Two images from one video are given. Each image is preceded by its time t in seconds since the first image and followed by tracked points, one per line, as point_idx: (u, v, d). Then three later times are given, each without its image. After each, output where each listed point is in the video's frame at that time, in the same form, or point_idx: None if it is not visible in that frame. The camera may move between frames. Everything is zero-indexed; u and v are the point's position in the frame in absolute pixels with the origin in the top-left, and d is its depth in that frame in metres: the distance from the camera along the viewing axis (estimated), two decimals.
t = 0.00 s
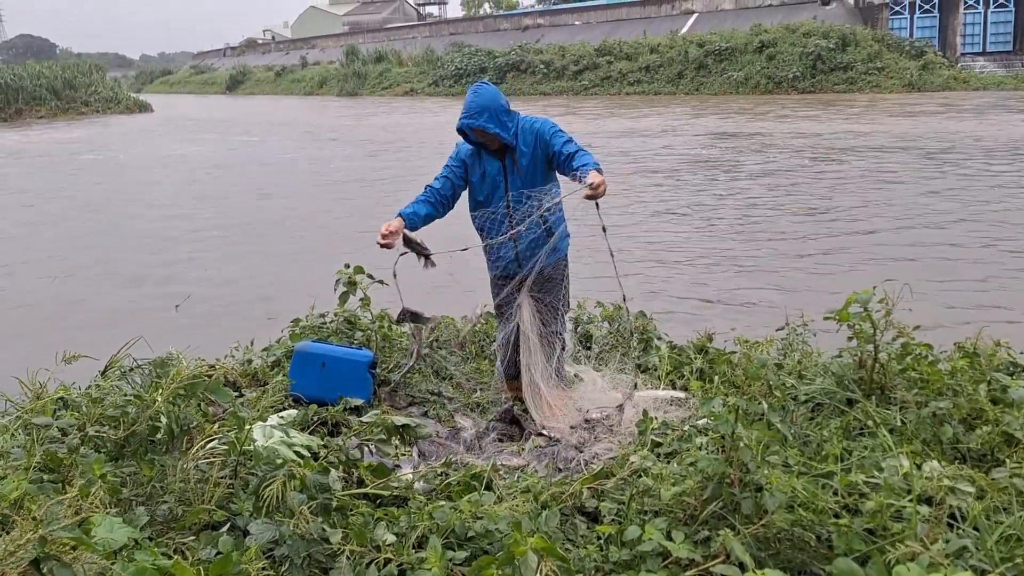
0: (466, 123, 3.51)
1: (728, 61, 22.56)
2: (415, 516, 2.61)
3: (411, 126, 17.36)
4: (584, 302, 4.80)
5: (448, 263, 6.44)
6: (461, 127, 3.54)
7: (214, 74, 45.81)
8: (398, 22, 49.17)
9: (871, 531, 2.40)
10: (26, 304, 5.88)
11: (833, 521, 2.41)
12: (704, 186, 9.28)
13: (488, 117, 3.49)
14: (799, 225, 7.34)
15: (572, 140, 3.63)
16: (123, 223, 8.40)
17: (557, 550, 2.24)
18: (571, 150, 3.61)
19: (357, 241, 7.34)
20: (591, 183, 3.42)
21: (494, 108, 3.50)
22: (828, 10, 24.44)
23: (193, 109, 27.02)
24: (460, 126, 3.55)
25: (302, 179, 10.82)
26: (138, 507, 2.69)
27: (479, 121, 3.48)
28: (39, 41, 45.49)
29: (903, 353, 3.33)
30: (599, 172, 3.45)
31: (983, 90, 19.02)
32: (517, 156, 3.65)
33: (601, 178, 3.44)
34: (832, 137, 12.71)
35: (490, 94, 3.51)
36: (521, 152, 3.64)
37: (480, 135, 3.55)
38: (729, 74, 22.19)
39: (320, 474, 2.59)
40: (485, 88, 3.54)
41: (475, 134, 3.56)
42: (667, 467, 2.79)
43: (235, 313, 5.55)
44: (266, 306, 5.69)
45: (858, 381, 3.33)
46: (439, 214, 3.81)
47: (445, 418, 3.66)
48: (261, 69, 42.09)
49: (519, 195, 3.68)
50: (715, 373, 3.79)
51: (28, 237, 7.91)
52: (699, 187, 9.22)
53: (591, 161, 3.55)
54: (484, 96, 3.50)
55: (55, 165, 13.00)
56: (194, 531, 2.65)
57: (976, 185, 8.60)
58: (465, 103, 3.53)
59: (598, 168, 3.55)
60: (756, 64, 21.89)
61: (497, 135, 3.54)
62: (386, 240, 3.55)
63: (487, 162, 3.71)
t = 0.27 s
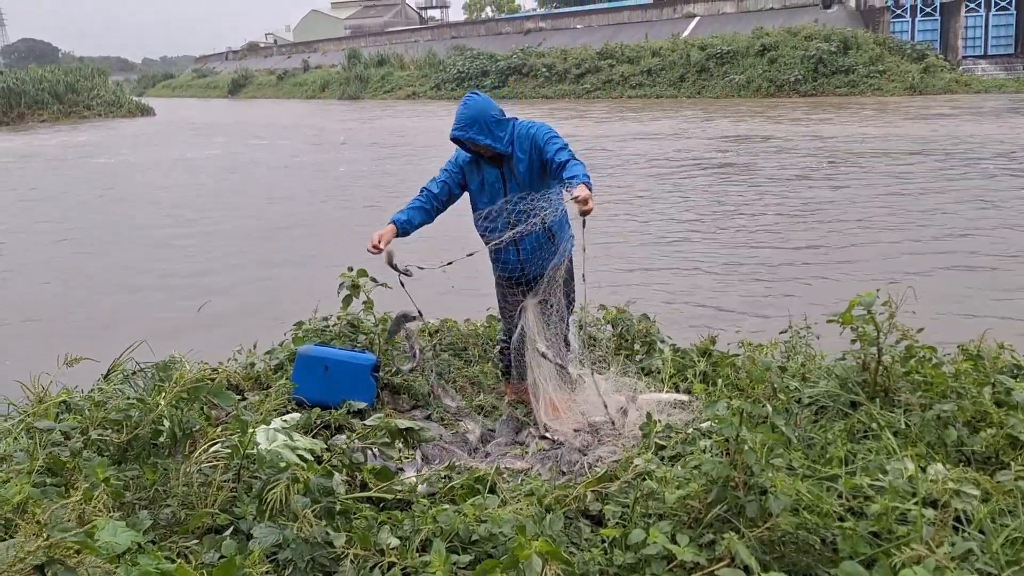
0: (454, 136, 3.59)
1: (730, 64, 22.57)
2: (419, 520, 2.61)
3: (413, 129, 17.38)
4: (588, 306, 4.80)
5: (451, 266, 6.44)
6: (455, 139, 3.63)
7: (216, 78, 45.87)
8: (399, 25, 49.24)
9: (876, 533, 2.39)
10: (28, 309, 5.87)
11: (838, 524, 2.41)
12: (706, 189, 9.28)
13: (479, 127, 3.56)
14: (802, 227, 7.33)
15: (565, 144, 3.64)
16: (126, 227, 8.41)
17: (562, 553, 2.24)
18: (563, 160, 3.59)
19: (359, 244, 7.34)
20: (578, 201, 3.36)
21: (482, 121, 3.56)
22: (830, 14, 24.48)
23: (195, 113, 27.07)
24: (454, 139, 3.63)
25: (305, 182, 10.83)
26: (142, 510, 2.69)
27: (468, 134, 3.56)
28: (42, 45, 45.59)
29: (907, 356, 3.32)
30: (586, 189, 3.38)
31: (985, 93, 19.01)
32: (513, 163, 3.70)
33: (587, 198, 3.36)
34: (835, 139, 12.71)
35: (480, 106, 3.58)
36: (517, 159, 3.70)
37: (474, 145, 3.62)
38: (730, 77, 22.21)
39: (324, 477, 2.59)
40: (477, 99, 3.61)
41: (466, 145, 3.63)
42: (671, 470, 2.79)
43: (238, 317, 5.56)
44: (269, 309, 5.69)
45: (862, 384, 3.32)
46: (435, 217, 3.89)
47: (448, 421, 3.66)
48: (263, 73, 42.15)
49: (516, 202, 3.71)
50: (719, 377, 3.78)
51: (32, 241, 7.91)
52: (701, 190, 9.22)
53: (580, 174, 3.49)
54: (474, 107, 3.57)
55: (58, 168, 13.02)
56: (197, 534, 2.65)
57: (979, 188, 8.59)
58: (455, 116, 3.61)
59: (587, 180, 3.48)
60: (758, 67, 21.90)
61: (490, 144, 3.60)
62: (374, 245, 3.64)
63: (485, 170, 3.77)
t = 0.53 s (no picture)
0: (456, 135, 3.59)
1: (732, 68, 22.59)
2: (424, 521, 2.60)
3: (416, 133, 17.40)
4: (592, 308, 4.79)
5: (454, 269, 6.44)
6: (456, 139, 3.62)
7: (218, 82, 45.90)
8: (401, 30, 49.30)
9: (883, 535, 2.38)
10: (31, 312, 5.86)
11: (845, 526, 2.40)
12: (710, 192, 9.27)
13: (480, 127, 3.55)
14: (806, 230, 7.32)
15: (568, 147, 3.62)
16: (129, 230, 8.40)
17: (568, 555, 2.23)
18: (565, 163, 3.58)
19: (363, 248, 7.34)
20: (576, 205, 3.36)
21: (484, 120, 3.55)
22: (832, 17, 24.52)
23: (198, 117, 27.08)
24: (455, 139, 3.62)
25: (308, 186, 10.83)
26: (145, 513, 2.68)
27: (468, 133, 3.55)
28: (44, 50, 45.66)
29: (912, 357, 3.31)
30: (586, 195, 3.38)
31: (988, 97, 19.01)
32: (515, 165, 3.68)
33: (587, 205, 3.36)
34: (838, 142, 12.70)
35: (483, 105, 3.57)
36: (519, 162, 3.67)
37: (475, 145, 3.61)
38: (733, 81, 22.22)
39: (328, 479, 2.59)
40: (481, 98, 3.60)
41: (468, 145, 3.62)
42: (677, 472, 2.78)
43: (240, 319, 5.55)
44: (272, 312, 5.68)
45: (867, 386, 3.32)
46: (441, 223, 3.92)
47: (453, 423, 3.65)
48: (265, 77, 42.19)
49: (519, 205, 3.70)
50: (724, 379, 3.77)
51: (35, 245, 7.91)
52: (705, 193, 9.21)
53: (584, 177, 3.50)
54: (476, 106, 3.56)
55: (61, 172, 13.02)
56: (201, 537, 2.63)
57: (983, 190, 8.58)
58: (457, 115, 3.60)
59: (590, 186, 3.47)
60: (760, 71, 21.91)
61: (491, 145, 3.57)
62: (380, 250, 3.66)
63: (488, 172, 3.76)
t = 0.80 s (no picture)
0: (466, 130, 3.54)
1: (735, 71, 22.60)
2: (435, 523, 2.60)
3: (419, 135, 17.41)
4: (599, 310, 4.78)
5: (459, 270, 6.44)
6: (465, 136, 3.57)
7: (220, 84, 45.94)
8: (404, 32, 49.38)
9: (895, 537, 2.37)
10: (35, 314, 5.86)
11: (857, 527, 2.39)
12: (715, 194, 9.27)
13: (491, 125, 3.50)
14: (812, 232, 7.33)
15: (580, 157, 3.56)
16: (133, 232, 8.41)
17: (580, 557, 2.22)
18: (576, 172, 3.52)
19: (367, 249, 7.34)
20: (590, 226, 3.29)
21: (496, 118, 3.51)
22: (835, 20, 24.65)
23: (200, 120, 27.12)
24: (465, 136, 3.58)
25: (312, 188, 10.84)
26: (154, 513, 2.67)
27: (479, 129, 3.49)
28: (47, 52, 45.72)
29: (922, 359, 3.30)
30: (600, 211, 3.31)
31: (991, 100, 19.01)
32: (524, 171, 3.66)
33: (601, 220, 3.30)
34: (842, 145, 12.70)
35: (496, 104, 3.52)
36: (528, 169, 3.65)
37: (485, 144, 3.57)
38: (736, 84, 22.24)
39: (339, 481, 2.58)
40: (494, 97, 3.55)
41: (478, 142, 3.57)
42: (687, 473, 2.77)
43: (245, 321, 5.55)
44: (277, 313, 5.68)
45: (876, 388, 3.31)
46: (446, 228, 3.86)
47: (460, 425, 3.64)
48: (268, 79, 42.22)
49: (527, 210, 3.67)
50: (731, 381, 3.76)
51: (39, 246, 7.92)
52: (710, 195, 9.21)
53: (594, 189, 3.42)
54: (489, 104, 3.51)
55: (64, 174, 13.04)
56: (210, 538, 2.62)
57: (989, 192, 8.58)
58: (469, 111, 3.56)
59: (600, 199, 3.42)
60: (763, 74, 21.93)
61: (501, 144, 3.53)
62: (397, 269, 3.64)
63: (496, 175, 3.73)
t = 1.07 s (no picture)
0: (476, 154, 3.55)
1: (738, 74, 22.62)
2: (448, 526, 2.59)
3: (423, 137, 17.41)
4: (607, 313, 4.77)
5: (466, 273, 6.44)
6: (476, 159, 3.60)
7: (222, 86, 45.94)
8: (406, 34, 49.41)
9: (912, 541, 2.37)
10: (41, 315, 5.86)
11: (874, 532, 2.38)
12: (721, 197, 9.27)
13: (500, 150, 3.52)
14: (819, 235, 7.33)
15: (588, 176, 3.57)
16: (138, 233, 8.41)
17: (597, 560, 2.21)
18: (584, 193, 3.53)
19: (373, 251, 7.34)
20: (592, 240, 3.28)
21: (505, 141, 3.52)
22: (839, 23, 24.83)
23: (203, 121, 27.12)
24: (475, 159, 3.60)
25: (317, 189, 10.85)
26: (167, 516, 2.66)
27: (488, 152, 3.52)
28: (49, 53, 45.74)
29: (935, 363, 3.30)
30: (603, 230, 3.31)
31: (994, 103, 19.02)
32: (535, 190, 3.67)
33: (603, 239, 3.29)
34: (847, 148, 12.71)
35: (505, 127, 3.54)
36: (539, 188, 3.66)
37: (495, 167, 3.59)
38: (739, 86, 22.25)
39: (353, 483, 2.60)
40: (503, 119, 3.56)
41: (487, 165, 3.59)
42: (701, 477, 2.77)
43: (252, 322, 5.54)
44: (284, 315, 5.68)
45: (888, 392, 3.31)
46: (453, 233, 3.92)
47: (470, 428, 3.62)
48: (269, 80, 42.22)
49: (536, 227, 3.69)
50: (741, 385, 3.76)
51: (43, 246, 7.92)
52: (717, 198, 9.19)
53: (601, 211, 3.43)
54: (498, 127, 3.54)
55: (68, 175, 13.04)
56: (224, 540, 2.61)
57: (996, 196, 8.58)
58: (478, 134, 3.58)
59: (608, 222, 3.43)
60: (766, 77, 21.95)
61: (511, 168, 3.55)
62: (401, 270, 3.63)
63: (506, 193, 3.76)
